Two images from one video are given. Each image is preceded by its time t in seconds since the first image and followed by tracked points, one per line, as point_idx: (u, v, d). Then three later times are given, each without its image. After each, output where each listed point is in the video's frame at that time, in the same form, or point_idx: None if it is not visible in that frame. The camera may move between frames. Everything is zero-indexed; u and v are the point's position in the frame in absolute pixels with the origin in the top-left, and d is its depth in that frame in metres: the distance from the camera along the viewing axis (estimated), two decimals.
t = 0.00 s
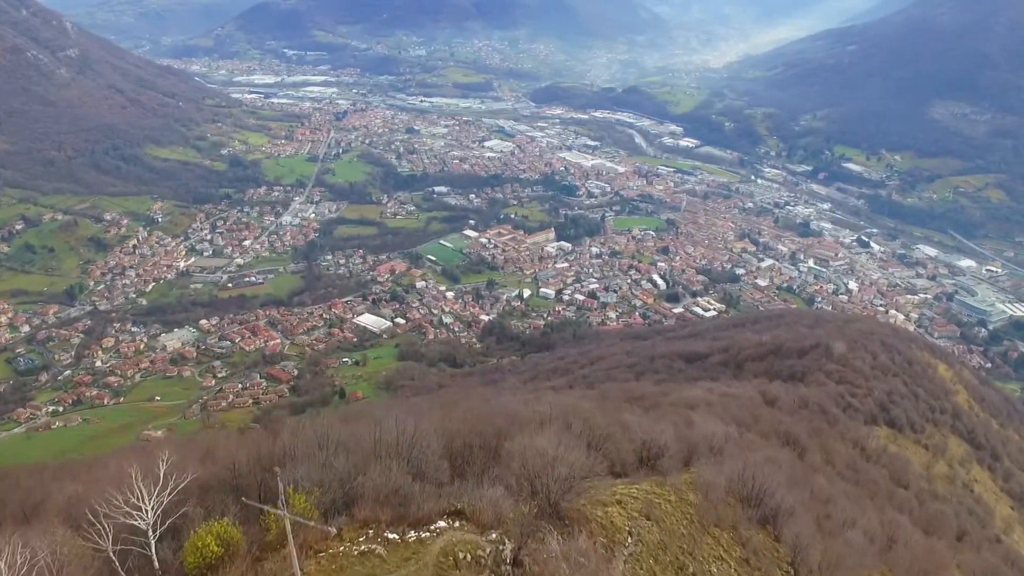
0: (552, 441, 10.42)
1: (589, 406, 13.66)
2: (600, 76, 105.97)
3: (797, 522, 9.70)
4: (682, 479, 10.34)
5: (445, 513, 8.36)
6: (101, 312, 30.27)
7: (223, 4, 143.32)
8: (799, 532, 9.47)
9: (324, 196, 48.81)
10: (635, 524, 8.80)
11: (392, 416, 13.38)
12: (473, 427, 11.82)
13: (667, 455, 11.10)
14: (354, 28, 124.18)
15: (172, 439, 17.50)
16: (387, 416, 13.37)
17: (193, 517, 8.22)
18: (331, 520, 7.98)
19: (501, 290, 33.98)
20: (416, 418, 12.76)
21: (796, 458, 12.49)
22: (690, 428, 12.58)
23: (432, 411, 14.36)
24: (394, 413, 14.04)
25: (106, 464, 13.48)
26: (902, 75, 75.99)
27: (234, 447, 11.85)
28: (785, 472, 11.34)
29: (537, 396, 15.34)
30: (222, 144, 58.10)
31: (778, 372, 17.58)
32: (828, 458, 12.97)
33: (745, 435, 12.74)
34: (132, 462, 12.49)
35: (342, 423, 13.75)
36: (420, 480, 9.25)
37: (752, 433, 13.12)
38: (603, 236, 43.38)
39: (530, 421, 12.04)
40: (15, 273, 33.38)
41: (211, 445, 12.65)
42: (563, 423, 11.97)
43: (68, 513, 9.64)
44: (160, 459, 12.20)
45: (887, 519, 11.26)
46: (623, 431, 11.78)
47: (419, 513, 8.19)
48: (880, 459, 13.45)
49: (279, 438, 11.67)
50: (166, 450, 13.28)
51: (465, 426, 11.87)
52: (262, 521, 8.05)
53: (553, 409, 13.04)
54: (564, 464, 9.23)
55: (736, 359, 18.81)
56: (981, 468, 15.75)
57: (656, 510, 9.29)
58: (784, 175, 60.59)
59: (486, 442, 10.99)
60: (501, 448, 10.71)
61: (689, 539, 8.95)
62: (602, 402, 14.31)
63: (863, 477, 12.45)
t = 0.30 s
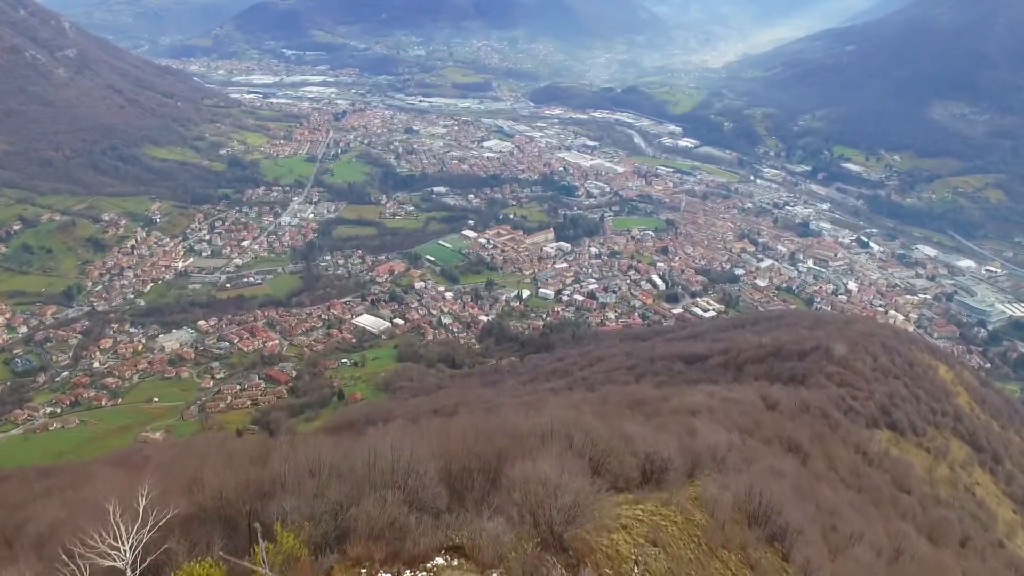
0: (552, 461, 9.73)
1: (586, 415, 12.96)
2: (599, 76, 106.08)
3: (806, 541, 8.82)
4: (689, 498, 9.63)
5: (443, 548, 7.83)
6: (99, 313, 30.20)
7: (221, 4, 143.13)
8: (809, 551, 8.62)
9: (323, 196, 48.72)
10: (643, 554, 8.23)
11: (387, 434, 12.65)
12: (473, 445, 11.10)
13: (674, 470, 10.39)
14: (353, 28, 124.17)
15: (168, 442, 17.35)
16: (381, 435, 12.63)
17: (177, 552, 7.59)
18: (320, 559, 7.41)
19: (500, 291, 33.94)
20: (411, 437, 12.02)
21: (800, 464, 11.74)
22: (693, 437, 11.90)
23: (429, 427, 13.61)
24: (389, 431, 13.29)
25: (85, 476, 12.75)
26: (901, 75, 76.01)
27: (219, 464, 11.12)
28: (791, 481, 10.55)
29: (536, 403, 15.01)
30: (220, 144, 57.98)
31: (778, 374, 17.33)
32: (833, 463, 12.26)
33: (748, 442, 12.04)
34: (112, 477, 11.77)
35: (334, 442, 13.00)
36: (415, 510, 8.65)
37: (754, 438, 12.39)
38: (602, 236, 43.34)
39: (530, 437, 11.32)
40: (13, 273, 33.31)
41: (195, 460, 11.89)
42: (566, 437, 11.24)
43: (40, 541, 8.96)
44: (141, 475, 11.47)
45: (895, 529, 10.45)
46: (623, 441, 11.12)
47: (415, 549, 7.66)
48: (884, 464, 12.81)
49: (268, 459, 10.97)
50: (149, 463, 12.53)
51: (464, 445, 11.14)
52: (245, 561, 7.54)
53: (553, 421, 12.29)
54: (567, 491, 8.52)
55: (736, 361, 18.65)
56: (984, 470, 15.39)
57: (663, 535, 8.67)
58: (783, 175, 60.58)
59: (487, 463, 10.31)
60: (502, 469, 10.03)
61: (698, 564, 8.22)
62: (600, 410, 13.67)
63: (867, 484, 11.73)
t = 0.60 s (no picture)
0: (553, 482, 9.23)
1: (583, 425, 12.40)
2: (598, 76, 106.01)
3: (815, 561, 8.44)
4: (694, 517, 9.22)
5: None
6: (98, 314, 30.14)
7: (220, 4, 142.93)
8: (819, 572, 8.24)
9: (322, 197, 48.65)
10: None
11: (380, 451, 11.85)
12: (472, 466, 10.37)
13: (677, 486, 9.95)
14: (352, 28, 124.04)
15: (168, 444, 17.31)
16: (375, 452, 11.84)
17: None
18: None
19: (500, 292, 33.90)
20: (406, 456, 11.24)
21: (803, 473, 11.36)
22: (696, 445, 11.42)
23: (424, 439, 12.83)
24: (382, 445, 12.48)
25: (63, 490, 11.88)
26: (900, 75, 76.01)
27: (203, 487, 10.31)
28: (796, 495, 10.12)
29: (535, 409, 14.83)
30: (219, 144, 57.89)
31: (779, 377, 17.16)
32: (834, 471, 11.92)
33: (751, 451, 11.57)
34: (89, 495, 10.91)
35: (324, 457, 12.20)
36: (414, 547, 8.00)
37: (756, 447, 11.93)
38: (601, 237, 43.31)
39: (531, 454, 10.67)
40: (11, 274, 33.19)
41: (179, 478, 11.05)
42: (569, 449, 10.65)
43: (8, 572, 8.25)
44: (121, 494, 10.64)
45: (901, 541, 10.29)
46: (623, 451, 10.63)
47: None
48: (886, 469, 12.64)
49: (254, 482, 10.18)
50: (130, 478, 11.68)
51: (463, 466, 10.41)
52: None
53: (553, 434, 11.67)
54: (571, 528, 7.84)
55: (737, 363, 18.57)
56: (986, 473, 15.32)
57: (672, 561, 8.37)
58: (783, 175, 60.59)
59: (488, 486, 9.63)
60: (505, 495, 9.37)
61: None
62: (597, 419, 13.12)
63: (870, 491, 11.56)
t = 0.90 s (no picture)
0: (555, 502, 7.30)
1: (575, 439, 10.48)
2: (597, 76, 106.19)
3: None
4: (701, 538, 7.60)
5: None
6: (96, 316, 30.07)
7: (219, 3, 142.81)
8: None
9: (321, 198, 48.60)
10: None
11: (386, 463, 9.58)
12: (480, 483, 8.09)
13: (682, 504, 8.15)
14: (352, 28, 124.14)
15: (165, 447, 17.19)
16: (378, 464, 9.55)
17: None
18: None
19: (499, 293, 33.84)
20: (411, 469, 8.95)
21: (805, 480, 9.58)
22: (698, 455, 9.62)
23: (438, 449, 10.55)
24: (391, 455, 10.22)
25: (53, 501, 10.03)
26: (899, 75, 76.00)
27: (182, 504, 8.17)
28: (803, 509, 8.28)
29: (534, 412, 14.68)
30: (217, 145, 57.84)
31: (779, 378, 16.95)
32: (839, 478, 10.18)
33: (754, 458, 9.78)
34: (77, 509, 8.94)
35: (323, 467, 9.95)
36: None
37: (756, 452, 10.20)
38: (600, 238, 43.29)
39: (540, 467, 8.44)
40: (10, 276, 33.10)
41: (159, 491, 8.94)
42: (575, 460, 8.67)
43: None
44: (98, 509, 8.62)
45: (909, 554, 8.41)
46: (623, 464, 8.74)
47: None
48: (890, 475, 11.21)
49: (231, 498, 7.95)
50: (120, 489, 9.66)
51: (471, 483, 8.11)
52: None
53: (560, 445, 9.56)
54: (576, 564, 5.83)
55: (737, 365, 18.47)
56: (988, 476, 15.20)
57: None
58: (783, 176, 60.52)
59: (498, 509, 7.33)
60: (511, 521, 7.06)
61: None
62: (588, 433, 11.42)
63: (872, 497, 9.90)
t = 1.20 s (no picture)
0: (557, 520, 5.62)
1: (574, 450, 9.62)
2: (596, 77, 106.28)
3: None
4: (709, 555, 6.09)
5: None
6: (95, 317, 29.99)
7: (218, 4, 142.76)
8: None
9: (320, 199, 48.54)
10: None
11: (384, 477, 7.84)
12: (482, 495, 6.29)
13: (689, 521, 6.69)
14: (351, 29, 124.14)
15: (162, 450, 17.10)
16: (375, 477, 7.83)
17: None
18: None
19: (498, 294, 33.76)
20: (405, 480, 7.18)
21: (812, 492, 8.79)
22: (700, 464, 8.50)
23: (446, 463, 8.84)
24: (390, 468, 8.50)
25: (32, 513, 8.64)
26: (899, 75, 75.95)
27: (144, 524, 6.56)
28: (809, 521, 7.15)
29: (533, 417, 14.60)
30: (216, 146, 57.76)
31: (780, 381, 16.84)
32: (842, 484, 9.66)
33: (756, 464, 8.92)
34: (27, 524, 7.62)
35: (315, 481, 8.28)
36: None
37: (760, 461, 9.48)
38: (600, 238, 43.23)
39: (546, 478, 6.69)
40: (7, 277, 32.98)
41: (128, 509, 7.36)
42: (579, 470, 7.08)
43: None
44: (58, 526, 7.09)
45: (917, 562, 7.43)
46: (624, 476, 7.26)
47: None
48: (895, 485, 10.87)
49: (191, 519, 6.25)
50: (102, 502, 8.25)
51: (472, 496, 6.28)
52: None
53: (559, 459, 8.05)
54: None
55: (737, 368, 18.41)
56: (991, 479, 15.10)
57: None
58: (783, 177, 60.47)
59: (503, 527, 5.46)
60: (522, 545, 5.18)
61: None
62: (588, 439, 10.94)
63: (877, 507, 9.31)
